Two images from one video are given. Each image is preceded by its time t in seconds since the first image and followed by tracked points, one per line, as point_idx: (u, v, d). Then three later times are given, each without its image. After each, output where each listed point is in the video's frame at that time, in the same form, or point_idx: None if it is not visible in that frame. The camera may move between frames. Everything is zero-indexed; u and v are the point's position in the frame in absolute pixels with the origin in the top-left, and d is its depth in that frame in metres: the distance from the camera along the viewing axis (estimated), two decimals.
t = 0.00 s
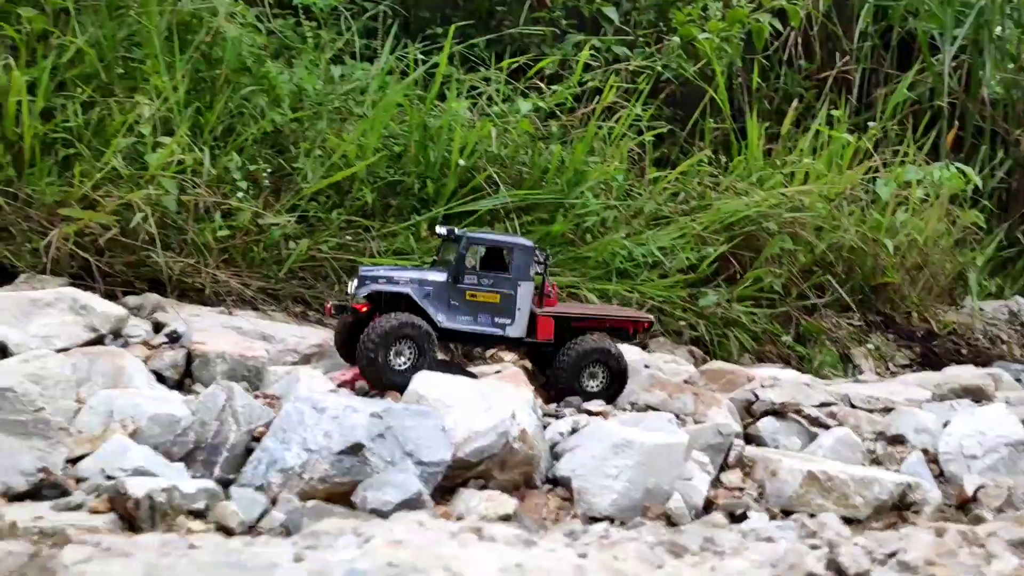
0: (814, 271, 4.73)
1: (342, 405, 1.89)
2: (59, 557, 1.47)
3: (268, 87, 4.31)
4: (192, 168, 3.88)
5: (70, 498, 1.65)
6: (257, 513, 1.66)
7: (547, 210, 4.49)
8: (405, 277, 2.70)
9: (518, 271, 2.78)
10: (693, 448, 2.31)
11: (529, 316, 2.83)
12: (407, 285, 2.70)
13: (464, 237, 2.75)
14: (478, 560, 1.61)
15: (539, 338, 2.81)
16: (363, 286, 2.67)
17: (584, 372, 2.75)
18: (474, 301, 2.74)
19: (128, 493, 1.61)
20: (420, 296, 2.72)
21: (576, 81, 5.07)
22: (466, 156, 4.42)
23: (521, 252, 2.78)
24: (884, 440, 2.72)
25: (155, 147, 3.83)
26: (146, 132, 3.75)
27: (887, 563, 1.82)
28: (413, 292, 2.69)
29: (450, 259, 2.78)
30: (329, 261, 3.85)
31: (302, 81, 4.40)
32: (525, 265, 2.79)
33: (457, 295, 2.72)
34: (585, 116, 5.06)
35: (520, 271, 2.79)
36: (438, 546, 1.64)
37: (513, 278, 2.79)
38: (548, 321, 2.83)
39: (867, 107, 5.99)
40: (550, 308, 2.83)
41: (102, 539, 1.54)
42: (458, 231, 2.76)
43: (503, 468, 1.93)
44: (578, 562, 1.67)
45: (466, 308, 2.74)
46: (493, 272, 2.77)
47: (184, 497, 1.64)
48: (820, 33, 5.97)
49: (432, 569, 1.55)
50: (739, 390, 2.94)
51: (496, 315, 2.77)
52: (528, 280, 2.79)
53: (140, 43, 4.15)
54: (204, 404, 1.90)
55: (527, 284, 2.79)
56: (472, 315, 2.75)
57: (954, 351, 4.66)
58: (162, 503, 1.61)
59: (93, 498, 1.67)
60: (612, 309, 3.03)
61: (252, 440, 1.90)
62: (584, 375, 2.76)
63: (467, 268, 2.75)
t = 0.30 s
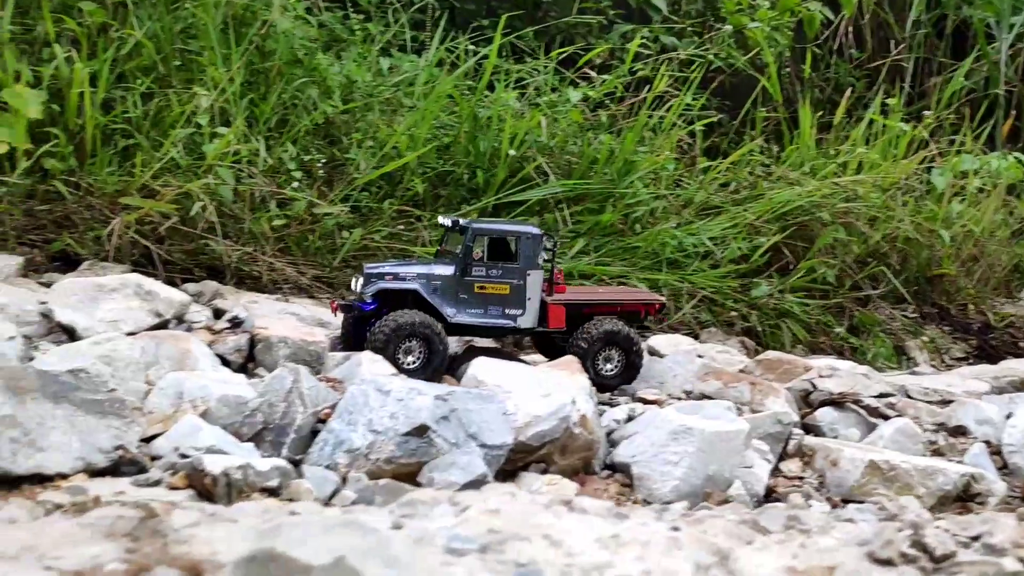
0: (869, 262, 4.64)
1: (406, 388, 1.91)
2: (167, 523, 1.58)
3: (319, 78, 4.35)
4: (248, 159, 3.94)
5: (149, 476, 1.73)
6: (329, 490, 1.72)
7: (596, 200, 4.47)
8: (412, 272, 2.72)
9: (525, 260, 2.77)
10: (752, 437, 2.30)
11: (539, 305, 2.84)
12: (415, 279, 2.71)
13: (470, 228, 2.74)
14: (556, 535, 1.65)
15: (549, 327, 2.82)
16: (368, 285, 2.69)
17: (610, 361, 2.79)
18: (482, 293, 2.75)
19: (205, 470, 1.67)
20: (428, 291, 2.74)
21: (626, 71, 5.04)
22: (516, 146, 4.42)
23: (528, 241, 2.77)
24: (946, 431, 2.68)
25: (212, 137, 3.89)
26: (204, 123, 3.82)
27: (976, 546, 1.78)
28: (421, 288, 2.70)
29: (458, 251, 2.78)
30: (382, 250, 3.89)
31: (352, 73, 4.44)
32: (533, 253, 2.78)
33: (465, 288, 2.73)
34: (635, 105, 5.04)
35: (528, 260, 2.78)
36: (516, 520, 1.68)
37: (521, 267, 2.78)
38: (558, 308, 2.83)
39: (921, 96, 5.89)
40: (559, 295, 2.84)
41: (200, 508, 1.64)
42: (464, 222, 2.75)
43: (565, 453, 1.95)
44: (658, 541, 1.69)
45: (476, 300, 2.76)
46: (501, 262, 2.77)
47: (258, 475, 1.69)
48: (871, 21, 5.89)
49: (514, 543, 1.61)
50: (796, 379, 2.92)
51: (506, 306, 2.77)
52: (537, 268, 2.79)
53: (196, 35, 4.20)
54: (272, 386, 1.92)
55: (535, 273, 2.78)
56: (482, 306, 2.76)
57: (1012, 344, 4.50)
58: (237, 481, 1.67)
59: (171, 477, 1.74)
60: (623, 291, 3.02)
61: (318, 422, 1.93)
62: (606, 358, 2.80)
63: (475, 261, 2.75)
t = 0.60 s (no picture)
0: (919, 255, 4.55)
1: (464, 374, 1.93)
2: (267, 493, 1.50)
3: (365, 72, 4.38)
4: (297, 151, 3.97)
5: (217, 456, 1.66)
6: (395, 471, 1.68)
7: (641, 191, 4.44)
8: (453, 258, 2.70)
9: (567, 252, 2.77)
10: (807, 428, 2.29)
11: (577, 299, 2.83)
12: (456, 265, 2.70)
13: (513, 217, 2.74)
14: (646, 512, 1.63)
15: (586, 321, 2.81)
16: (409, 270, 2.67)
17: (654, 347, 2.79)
18: (522, 283, 2.74)
19: (274, 451, 1.61)
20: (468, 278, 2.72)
21: (672, 61, 5.00)
22: (561, 138, 4.41)
23: (570, 234, 2.77)
24: (1003, 425, 2.63)
25: (262, 129, 3.94)
26: (255, 114, 3.87)
27: None
28: (462, 274, 2.68)
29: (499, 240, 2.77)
30: (430, 241, 3.91)
31: (397, 66, 4.47)
32: (574, 246, 2.78)
33: (506, 277, 2.72)
34: (681, 96, 5.00)
35: (569, 253, 2.78)
36: (603, 499, 1.66)
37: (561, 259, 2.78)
38: (595, 303, 2.82)
39: (971, 87, 5.78)
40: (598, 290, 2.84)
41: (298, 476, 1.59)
42: (507, 211, 2.75)
43: (619, 441, 1.93)
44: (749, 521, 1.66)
45: (516, 289, 2.74)
46: (542, 254, 2.77)
47: (325, 457, 1.62)
48: (919, 11, 5.79)
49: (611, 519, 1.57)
50: (849, 372, 2.89)
51: (546, 297, 2.76)
52: (577, 261, 2.78)
53: (246, 28, 4.25)
54: (332, 371, 1.95)
55: (576, 266, 2.78)
56: (522, 297, 2.75)
57: None
58: (307, 462, 1.61)
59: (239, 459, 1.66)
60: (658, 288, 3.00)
61: (377, 408, 1.95)
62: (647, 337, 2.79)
63: (516, 250, 2.75)
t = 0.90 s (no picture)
0: (960, 251, 4.47)
1: (509, 368, 1.92)
2: (337, 484, 1.51)
3: (400, 68, 4.39)
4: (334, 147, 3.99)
5: (269, 449, 1.64)
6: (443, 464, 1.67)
7: (678, 187, 4.40)
8: (480, 245, 2.68)
9: (594, 243, 2.76)
10: (852, 425, 2.26)
11: (601, 291, 2.81)
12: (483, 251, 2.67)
13: (541, 205, 2.72)
14: (719, 507, 1.64)
15: (610, 313, 2.79)
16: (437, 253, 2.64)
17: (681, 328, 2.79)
18: (549, 272, 2.72)
19: (326, 443, 1.60)
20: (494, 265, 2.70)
21: (708, 56, 4.96)
22: (597, 133, 4.39)
23: (598, 224, 2.76)
24: None
25: (300, 125, 3.97)
26: (294, 111, 3.90)
27: None
28: (489, 260, 2.66)
29: (525, 228, 2.75)
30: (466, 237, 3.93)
31: (431, 62, 4.47)
32: (601, 237, 2.76)
33: (532, 265, 2.70)
34: (717, 91, 4.96)
35: (595, 243, 2.77)
36: (672, 493, 1.69)
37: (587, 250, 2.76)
38: (619, 295, 2.81)
39: (1012, 81, 5.67)
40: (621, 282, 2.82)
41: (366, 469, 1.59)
42: (535, 198, 2.74)
43: (664, 438, 1.92)
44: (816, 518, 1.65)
45: (541, 278, 2.72)
46: (569, 243, 2.75)
47: (374, 450, 1.61)
48: (958, 4, 5.69)
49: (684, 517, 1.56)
50: (891, 368, 2.86)
51: (571, 287, 2.74)
52: (604, 252, 2.76)
53: (284, 25, 4.28)
54: (377, 364, 1.95)
55: (602, 256, 2.76)
56: (547, 286, 2.72)
57: None
58: (357, 454, 1.60)
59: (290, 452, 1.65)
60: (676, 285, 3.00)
61: (421, 402, 1.95)
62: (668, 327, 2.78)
63: (544, 238, 2.73)
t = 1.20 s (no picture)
0: (987, 251, 4.42)
1: (539, 370, 1.92)
2: (387, 489, 1.48)
3: (422, 68, 4.39)
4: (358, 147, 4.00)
5: (303, 450, 1.64)
6: (477, 466, 1.66)
7: (703, 186, 4.37)
8: (489, 227, 2.66)
9: (599, 231, 2.80)
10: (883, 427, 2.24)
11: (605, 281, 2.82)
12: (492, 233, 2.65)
13: (550, 190, 2.75)
14: (774, 514, 1.61)
15: (615, 302, 2.80)
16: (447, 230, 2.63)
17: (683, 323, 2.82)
18: (556, 257, 2.72)
19: (360, 445, 1.57)
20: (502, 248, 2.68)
21: (732, 54, 4.92)
22: (621, 132, 4.37)
23: (603, 214, 2.81)
24: None
25: (325, 126, 3.98)
26: (319, 111, 3.90)
27: None
28: (500, 241, 2.65)
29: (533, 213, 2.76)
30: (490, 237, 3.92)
31: (453, 62, 4.47)
32: (607, 227, 2.81)
33: (541, 249, 2.69)
34: (742, 90, 4.92)
35: (601, 233, 2.80)
36: (730, 503, 1.64)
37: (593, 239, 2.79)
38: (624, 286, 2.82)
39: None
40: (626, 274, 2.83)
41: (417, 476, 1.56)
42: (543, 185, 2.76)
43: (694, 440, 1.93)
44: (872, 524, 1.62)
45: (550, 263, 2.71)
46: (576, 231, 2.77)
47: (408, 450, 1.59)
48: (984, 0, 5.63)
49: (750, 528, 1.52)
50: (922, 370, 2.84)
51: (578, 274, 2.75)
52: (609, 241, 2.81)
53: (308, 26, 4.29)
54: (406, 365, 1.95)
55: (607, 245, 2.80)
56: (555, 271, 2.72)
57: None
58: (391, 455, 1.57)
59: (324, 452, 1.65)
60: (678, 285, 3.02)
61: (450, 402, 1.96)
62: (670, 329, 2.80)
63: (551, 224, 2.74)
